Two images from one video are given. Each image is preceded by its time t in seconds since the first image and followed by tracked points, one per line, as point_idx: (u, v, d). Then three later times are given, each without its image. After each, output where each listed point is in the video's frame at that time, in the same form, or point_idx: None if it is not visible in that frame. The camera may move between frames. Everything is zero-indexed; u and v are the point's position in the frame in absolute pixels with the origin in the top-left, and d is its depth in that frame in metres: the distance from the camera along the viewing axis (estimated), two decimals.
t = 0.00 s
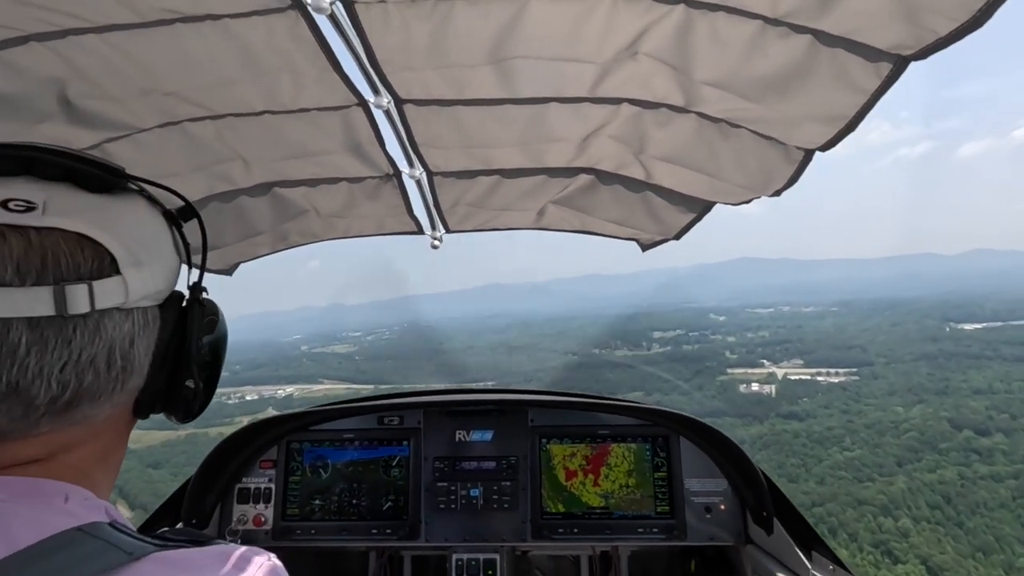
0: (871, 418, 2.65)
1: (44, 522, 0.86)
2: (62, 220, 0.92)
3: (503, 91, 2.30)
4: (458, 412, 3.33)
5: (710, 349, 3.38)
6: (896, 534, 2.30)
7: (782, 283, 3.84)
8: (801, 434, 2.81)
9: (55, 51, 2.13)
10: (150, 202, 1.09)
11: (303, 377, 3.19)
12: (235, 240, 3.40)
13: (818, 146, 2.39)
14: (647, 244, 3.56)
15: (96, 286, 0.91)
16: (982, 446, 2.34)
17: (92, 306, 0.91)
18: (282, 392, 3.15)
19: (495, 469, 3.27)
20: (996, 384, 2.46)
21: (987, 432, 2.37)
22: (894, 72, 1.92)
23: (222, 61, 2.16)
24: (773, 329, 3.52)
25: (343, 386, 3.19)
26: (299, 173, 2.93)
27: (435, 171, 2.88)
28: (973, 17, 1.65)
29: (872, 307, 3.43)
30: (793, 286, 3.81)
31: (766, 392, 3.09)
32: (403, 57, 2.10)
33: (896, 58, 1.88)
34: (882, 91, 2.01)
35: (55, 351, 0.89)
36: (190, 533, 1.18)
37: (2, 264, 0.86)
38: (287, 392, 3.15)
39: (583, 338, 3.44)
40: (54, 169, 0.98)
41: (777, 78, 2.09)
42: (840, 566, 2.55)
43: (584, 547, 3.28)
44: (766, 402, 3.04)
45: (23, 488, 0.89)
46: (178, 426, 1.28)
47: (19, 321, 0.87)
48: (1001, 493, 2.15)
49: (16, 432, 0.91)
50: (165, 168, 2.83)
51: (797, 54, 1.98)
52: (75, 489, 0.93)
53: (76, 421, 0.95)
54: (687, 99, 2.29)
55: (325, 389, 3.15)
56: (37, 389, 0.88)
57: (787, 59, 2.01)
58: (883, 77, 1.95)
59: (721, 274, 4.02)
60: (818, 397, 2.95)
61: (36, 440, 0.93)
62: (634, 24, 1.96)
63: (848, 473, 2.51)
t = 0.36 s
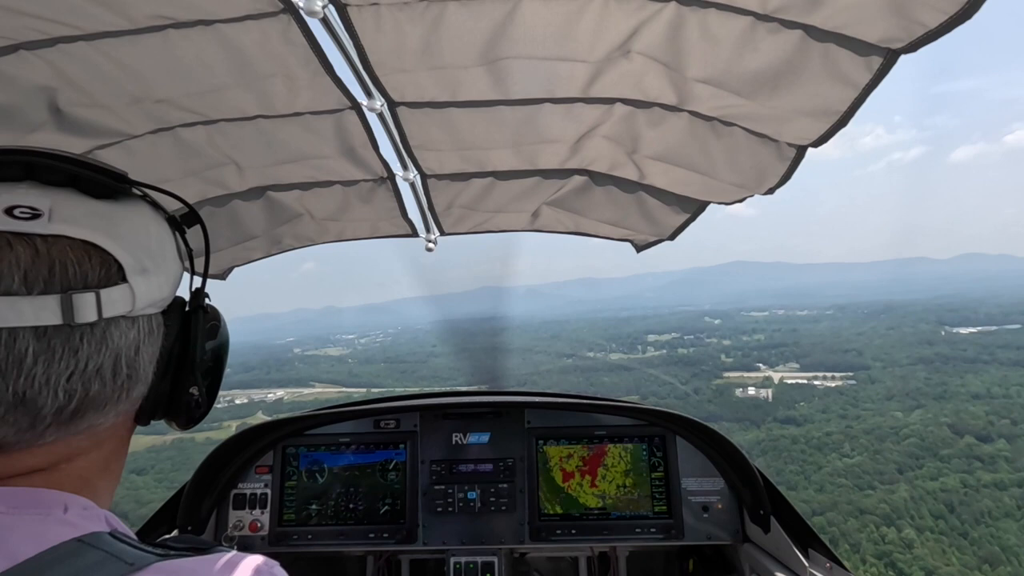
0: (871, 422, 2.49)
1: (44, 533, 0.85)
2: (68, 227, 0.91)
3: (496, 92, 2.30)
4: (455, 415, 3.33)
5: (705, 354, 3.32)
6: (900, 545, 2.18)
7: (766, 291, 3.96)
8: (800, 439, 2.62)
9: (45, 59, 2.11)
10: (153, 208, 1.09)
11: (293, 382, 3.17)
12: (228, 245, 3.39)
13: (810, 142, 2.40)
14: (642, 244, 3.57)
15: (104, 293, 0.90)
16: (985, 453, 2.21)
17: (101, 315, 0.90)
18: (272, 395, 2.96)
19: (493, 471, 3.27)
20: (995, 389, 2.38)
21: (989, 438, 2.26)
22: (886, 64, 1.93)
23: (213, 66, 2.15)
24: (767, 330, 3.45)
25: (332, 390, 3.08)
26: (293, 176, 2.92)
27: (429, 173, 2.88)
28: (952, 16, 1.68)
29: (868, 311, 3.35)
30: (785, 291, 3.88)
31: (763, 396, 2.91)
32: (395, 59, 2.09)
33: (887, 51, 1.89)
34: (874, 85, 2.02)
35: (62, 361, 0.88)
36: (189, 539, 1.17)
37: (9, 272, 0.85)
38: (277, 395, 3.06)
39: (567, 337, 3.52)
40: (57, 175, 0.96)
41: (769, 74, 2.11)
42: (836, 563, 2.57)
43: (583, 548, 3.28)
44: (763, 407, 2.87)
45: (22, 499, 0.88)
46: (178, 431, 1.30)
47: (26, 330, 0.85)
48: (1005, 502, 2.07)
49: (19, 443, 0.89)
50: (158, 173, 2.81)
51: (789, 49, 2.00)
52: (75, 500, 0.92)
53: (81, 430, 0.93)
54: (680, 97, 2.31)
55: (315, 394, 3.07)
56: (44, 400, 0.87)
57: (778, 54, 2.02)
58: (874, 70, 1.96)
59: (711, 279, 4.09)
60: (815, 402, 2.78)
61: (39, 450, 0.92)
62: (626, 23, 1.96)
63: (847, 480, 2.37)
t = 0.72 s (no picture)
0: (871, 428, 2.51)
1: (45, 538, 0.85)
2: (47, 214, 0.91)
3: (496, 96, 2.31)
4: (454, 417, 3.33)
5: (702, 358, 3.22)
6: (905, 556, 2.21)
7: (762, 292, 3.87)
8: (800, 445, 2.66)
9: (47, 57, 2.12)
10: (148, 201, 1.08)
11: (284, 387, 3.15)
12: (228, 247, 3.39)
13: (809, 151, 2.41)
14: (641, 247, 3.56)
15: (78, 280, 0.90)
16: (988, 459, 2.23)
17: (75, 302, 0.89)
18: (263, 399, 3.05)
19: (492, 474, 3.26)
20: (993, 393, 2.35)
21: (991, 444, 2.28)
22: (884, 78, 1.93)
23: (214, 67, 2.15)
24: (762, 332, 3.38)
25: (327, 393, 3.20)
26: (293, 179, 2.92)
27: (430, 176, 2.88)
28: (950, 32, 1.69)
29: (864, 314, 3.27)
30: (782, 291, 3.74)
31: (759, 400, 2.89)
32: (396, 63, 2.10)
33: (885, 64, 1.90)
34: (874, 96, 2.02)
35: (34, 350, 0.88)
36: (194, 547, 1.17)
37: None
38: (268, 400, 3.07)
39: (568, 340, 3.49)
40: (48, 166, 0.96)
41: (767, 83, 2.11)
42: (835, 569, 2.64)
43: (581, 551, 3.27)
44: (760, 411, 2.86)
45: (21, 504, 0.88)
46: (177, 437, 1.23)
47: None
48: (1012, 510, 2.10)
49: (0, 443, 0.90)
50: (158, 174, 2.82)
51: (788, 59, 2.00)
52: (75, 504, 0.92)
53: (61, 429, 0.93)
54: (679, 104, 2.31)
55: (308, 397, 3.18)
56: (15, 391, 0.87)
57: (777, 64, 2.03)
58: (873, 83, 1.97)
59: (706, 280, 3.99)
60: (812, 406, 2.74)
61: (24, 455, 0.92)
62: (627, 30, 1.97)
63: (850, 488, 2.41)
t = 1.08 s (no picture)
0: (874, 435, 2.52)
1: (56, 544, 0.86)
2: (19, 209, 0.92)
3: (494, 97, 2.31)
4: (455, 420, 3.32)
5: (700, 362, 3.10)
6: (915, 568, 2.23)
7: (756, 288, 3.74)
8: (801, 451, 2.70)
9: (46, 64, 2.12)
10: (133, 198, 1.08)
11: (274, 390, 3.02)
12: (227, 250, 3.39)
13: (807, 148, 2.41)
14: (640, 248, 3.56)
15: (43, 276, 0.89)
16: (995, 467, 2.22)
17: (40, 299, 0.89)
18: (255, 404, 2.95)
19: (492, 476, 3.26)
20: (998, 398, 2.38)
21: (997, 451, 2.27)
22: (881, 72, 1.94)
23: (212, 70, 2.15)
24: (763, 340, 3.23)
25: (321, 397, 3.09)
26: (292, 182, 2.92)
27: (428, 179, 2.88)
28: (947, 26, 1.70)
29: (862, 317, 3.23)
30: (780, 295, 3.60)
31: (760, 405, 2.88)
32: (394, 65, 2.10)
33: (883, 58, 1.91)
34: (871, 90, 2.03)
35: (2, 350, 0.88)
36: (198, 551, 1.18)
37: None
38: (259, 404, 2.96)
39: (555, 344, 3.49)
40: (31, 164, 1.00)
41: (765, 80, 2.11)
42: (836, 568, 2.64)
43: (582, 554, 3.27)
44: (760, 416, 2.86)
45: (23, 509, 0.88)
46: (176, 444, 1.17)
47: None
48: (1019, 520, 2.13)
49: None
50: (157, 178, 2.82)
51: (786, 56, 2.01)
52: (79, 509, 0.92)
53: (38, 432, 0.93)
54: (677, 103, 2.31)
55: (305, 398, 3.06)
56: None
57: (775, 61, 2.03)
58: (871, 78, 1.97)
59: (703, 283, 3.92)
60: (814, 411, 2.71)
61: (14, 464, 0.93)
62: (624, 29, 1.98)
63: (854, 497, 2.44)
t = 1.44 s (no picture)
0: (879, 442, 2.40)
1: (31, 533, 0.84)
2: (77, 235, 0.89)
3: (494, 96, 2.30)
4: (450, 419, 3.32)
5: (699, 366, 3.20)
6: None
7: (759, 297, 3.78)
8: (804, 458, 2.62)
9: (44, 56, 2.11)
10: (160, 214, 1.07)
11: (267, 393, 3.01)
12: (224, 247, 3.38)
13: (806, 152, 2.42)
14: (638, 249, 3.57)
15: (107, 305, 0.89)
16: (1005, 475, 2.11)
17: (104, 326, 0.89)
18: (250, 409, 2.91)
19: (487, 476, 3.26)
20: (1001, 403, 2.29)
21: (1007, 458, 2.15)
22: (881, 77, 1.94)
23: (212, 65, 2.15)
24: (761, 342, 3.30)
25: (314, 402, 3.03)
26: (290, 178, 2.91)
27: (427, 177, 2.88)
28: (947, 31, 1.70)
29: (861, 318, 3.20)
30: (772, 298, 3.73)
31: (760, 410, 2.84)
32: (394, 63, 2.10)
33: (882, 64, 1.91)
34: (870, 95, 2.03)
35: (61, 371, 0.87)
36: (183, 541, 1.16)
37: (12, 281, 0.84)
38: (254, 410, 2.95)
39: (552, 347, 3.48)
40: (67, 179, 0.95)
41: (765, 84, 2.12)
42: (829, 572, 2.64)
43: (576, 554, 3.27)
44: (760, 422, 2.81)
45: (11, 498, 0.87)
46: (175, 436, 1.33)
47: (26, 340, 0.84)
48: None
49: (10, 450, 0.88)
50: (155, 174, 2.81)
51: (785, 60, 2.01)
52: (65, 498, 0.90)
53: (78, 439, 0.93)
54: (677, 105, 2.32)
55: (298, 401, 3.01)
56: (41, 409, 0.87)
57: (775, 64, 2.04)
58: (870, 83, 1.98)
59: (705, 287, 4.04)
60: (815, 416, 2.68)
61: (31, 456, 0.91)
62: (625, 30, 1.98)
63: (861, 506, 2.35)
